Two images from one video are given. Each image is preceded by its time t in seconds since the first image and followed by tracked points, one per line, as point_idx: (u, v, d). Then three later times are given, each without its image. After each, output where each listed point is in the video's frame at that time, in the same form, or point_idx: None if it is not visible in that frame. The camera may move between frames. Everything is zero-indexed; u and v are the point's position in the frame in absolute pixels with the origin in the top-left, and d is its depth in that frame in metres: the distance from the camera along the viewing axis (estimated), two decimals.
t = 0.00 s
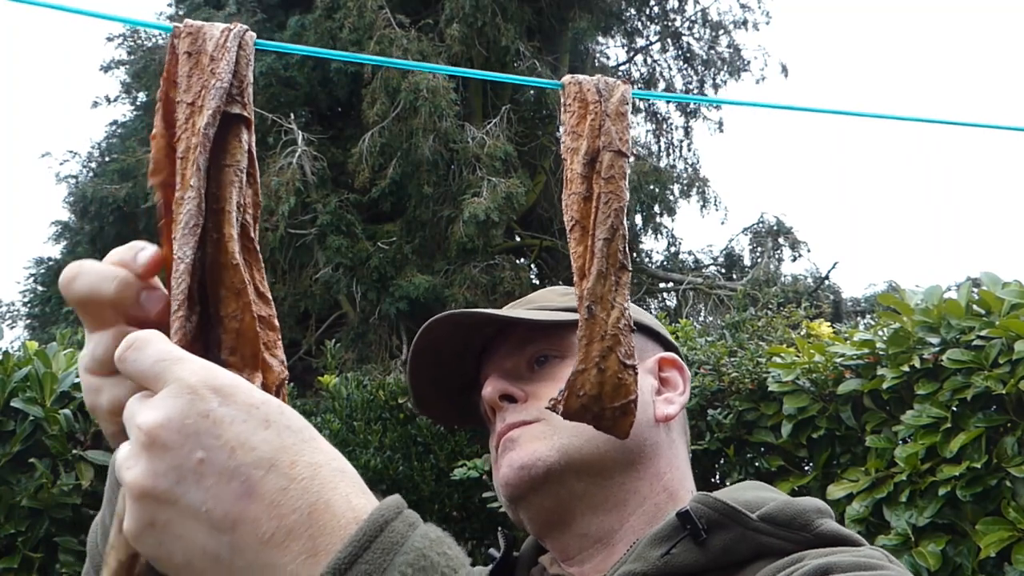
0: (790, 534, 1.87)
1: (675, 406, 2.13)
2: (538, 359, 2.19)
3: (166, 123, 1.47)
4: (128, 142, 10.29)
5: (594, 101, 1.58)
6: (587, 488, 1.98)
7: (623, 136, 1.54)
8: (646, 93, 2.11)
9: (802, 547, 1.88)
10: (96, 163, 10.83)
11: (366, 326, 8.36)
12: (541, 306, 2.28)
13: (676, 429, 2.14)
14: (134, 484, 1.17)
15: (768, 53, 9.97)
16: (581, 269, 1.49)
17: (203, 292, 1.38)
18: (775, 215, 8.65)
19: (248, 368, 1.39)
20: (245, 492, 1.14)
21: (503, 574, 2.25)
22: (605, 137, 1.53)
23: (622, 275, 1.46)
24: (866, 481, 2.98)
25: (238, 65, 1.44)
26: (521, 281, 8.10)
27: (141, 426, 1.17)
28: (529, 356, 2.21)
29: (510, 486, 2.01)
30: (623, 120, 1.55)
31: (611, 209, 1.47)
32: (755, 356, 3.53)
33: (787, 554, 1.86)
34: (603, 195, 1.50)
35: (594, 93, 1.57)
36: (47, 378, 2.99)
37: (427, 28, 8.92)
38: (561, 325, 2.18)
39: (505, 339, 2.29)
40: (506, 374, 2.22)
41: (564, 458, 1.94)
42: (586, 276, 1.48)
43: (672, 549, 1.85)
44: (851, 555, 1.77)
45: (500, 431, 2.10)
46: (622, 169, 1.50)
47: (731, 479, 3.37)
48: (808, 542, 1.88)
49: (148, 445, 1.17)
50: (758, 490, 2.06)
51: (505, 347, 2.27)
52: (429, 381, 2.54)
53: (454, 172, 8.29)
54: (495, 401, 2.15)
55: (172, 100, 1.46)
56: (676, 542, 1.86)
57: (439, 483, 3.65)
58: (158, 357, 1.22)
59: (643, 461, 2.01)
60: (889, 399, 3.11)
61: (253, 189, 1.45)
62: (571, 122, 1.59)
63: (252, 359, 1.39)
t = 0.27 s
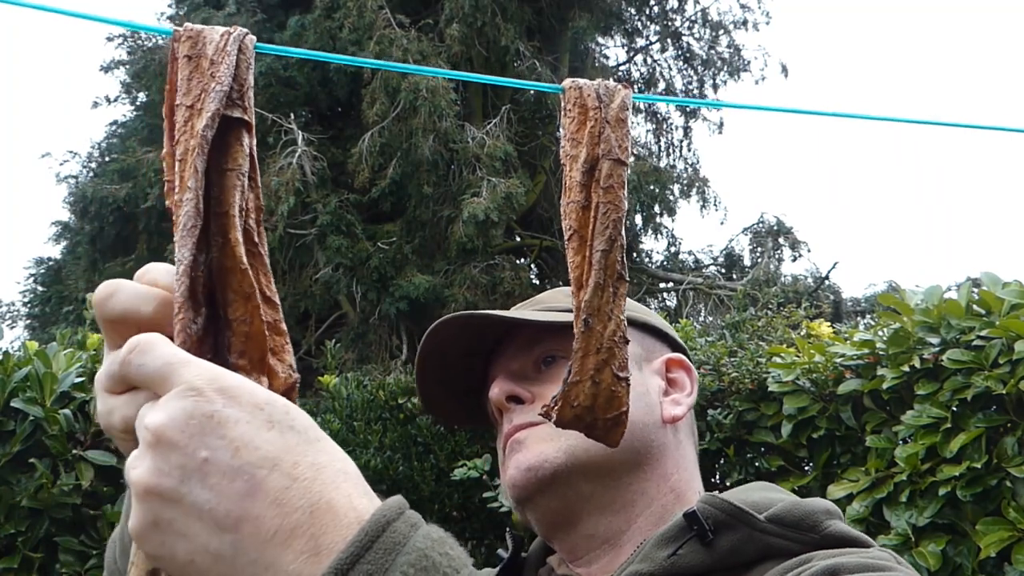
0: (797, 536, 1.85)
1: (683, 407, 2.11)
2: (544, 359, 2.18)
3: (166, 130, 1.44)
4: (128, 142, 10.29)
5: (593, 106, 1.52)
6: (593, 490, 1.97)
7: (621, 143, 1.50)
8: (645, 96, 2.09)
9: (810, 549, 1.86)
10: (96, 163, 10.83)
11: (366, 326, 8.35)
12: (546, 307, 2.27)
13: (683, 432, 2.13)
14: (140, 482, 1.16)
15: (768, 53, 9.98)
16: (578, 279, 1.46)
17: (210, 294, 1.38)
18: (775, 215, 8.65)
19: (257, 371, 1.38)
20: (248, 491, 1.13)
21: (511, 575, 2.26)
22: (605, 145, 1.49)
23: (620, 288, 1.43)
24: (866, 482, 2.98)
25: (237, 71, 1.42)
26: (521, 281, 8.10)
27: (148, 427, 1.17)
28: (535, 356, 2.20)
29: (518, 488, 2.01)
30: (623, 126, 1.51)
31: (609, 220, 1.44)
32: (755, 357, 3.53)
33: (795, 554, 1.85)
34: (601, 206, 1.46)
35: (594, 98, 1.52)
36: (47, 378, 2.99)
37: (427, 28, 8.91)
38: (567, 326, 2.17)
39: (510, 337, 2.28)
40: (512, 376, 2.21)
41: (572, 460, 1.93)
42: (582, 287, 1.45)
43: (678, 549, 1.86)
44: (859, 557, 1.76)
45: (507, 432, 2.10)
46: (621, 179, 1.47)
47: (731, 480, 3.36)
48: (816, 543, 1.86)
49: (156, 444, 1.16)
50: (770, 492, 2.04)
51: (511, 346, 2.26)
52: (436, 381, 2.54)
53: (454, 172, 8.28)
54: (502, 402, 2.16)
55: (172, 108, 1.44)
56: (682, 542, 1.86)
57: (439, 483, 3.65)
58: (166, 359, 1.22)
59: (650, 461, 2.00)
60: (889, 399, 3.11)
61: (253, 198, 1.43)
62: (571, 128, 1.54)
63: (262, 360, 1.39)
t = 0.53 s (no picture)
0: (806, 539, 1.82)
1: (695, 409, 2.08)
2: (556, 358, 2.17)
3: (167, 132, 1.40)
4: (128, 142, 10.29)
5: (593, 101, 1.53)
6: (605, 492, 1.95)
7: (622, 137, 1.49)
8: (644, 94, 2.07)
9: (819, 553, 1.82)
10: (96, 163, 10.84)
11: (366, 326, 8.35)
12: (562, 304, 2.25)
13: (694, 433, 2.10)
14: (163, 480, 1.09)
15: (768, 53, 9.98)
16: (581, 269, 1.45)
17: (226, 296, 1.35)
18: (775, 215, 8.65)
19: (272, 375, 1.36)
20: (275, 495, 1.06)
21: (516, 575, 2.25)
22: (605, 137, 1.49)
23: (623, 278, 1.43)
24: (866, 482, 2.98)
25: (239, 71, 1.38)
26: (522, 281, 8.10)
27: (176, 422, 1.10)
28: (548, 354, 2.18)
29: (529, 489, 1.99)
30: (623, 120, 1.51)
31: (611, 209, 1.44)
32: (755, 357, 3.54)
33: (803, 558, 1.81)
34: (603, 195, 1.45)
35: (594, 93, 1.52)
36: (48, 378, 2.98)
37: (427, 28, 8.92)
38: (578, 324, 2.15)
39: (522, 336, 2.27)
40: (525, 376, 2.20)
41: (581, 463, 1.91)
42: (586, 276, 1.45)
43: (685, 552, 1.82)
44: (867, 561, 1.72)
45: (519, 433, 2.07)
46: (622, 170, 1.46)
47: (731, 480, 3.36)
48: (824, 547, 1.82)
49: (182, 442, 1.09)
50: (776, 496, 2.01)
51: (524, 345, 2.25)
52: (446, 380, 2.52)
53: (454, 172, 8.28)
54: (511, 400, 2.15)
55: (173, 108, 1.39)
56: (689, 545, 1.82)
57: (439, 483, 3.65)
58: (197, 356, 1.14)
59: (660, 463, 1.98)
60: (889, 399, 3.11)
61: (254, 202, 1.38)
62: (571, 122, 1.54)
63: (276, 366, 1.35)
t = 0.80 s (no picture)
0: (819, 548, 1.75)
1: (722, 421, 1.96)
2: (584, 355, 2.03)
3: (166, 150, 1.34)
4: (128, 142, 10.30)
5: (592, 118, 1.42)
6: (625, 499, 1.85)
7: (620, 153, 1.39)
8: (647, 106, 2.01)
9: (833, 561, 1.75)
10: (96, 163, 10.84)
11: (366, 326, 8.35)
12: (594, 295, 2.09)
13: (718, 444, 1.98)
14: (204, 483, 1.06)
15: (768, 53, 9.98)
16: (579, 288, 1.36)
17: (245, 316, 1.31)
18: (775, 215, 8.65)
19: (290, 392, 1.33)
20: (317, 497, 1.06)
21: None
22: (604, 154, 1.38)
23: (620, 297, 1.34)
24: (866, 482, 2.99)
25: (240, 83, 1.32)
26: (521, 281, 8.11)
27: (221, 425, 1.07)
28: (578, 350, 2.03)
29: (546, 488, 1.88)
30: (623, 136, 1.40)
31: (609, 228, 1.34)
32: (755, 357, 3.54)
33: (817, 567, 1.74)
34: (601, 214, 1.36)
35: (593, 109, 1.42)
36: (47, 378, 2.98)
37: (427, 28, 8.91)
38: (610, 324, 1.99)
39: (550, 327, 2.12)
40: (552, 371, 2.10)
41: (603, 471, 1.80)
42: (584, 295, 1.35)
43: (699, 558, 1.76)
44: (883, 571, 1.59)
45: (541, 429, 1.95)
46: (621, 187, 1.36)
47: (731, 480, 3.36)
48: (838, 555, 1.75)
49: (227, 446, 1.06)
50: (787, 502, 1.95)
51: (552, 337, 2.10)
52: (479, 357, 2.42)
53: (454, 173, 8.28)
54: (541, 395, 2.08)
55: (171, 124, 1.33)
56: (702, 551, 1.76)
57: (440, 483, 3.65)
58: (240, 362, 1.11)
59: (683, 473, 1.88)
60: (889, 399, 3.11)
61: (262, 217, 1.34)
62: (570, 138, 1.43)
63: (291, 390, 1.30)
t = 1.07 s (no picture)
0: (830, 556, 1.49)
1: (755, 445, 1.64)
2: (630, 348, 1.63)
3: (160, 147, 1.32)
4: (127, 142, 10.30)
5: (592, 116, 1.39)
6: (644, 514, 1.56)
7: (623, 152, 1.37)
8: (648, 106, 2.00)
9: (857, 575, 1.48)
10: (96, 163, 10.85)
11: (366, 326, 8.34)
12: (642, 280, 1.69)
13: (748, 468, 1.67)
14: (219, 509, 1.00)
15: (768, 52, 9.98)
16: (578, 288, 1.35)
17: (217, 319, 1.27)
18: (775, 215, 8.65)
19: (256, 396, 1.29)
20: (326, 522, 1.07)
21: None
22: (603, 154, 1.36)
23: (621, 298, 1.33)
24: (866, 482, 2.99)
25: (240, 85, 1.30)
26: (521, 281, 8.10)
27: (233, 445, 1.00)
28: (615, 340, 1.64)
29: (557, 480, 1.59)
30: (622, 136, 1.38)
31: (609, 229, 1.33)
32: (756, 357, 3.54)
33: None
34: (600, 214, 1.34)
35: (592, 108, 1.38)
36: (48, 378, 2.98)
37: (427, 28, 8.91)
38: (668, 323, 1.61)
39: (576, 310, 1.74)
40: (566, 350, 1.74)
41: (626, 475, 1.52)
42: (581, 295, 1.35)
43: (710, 565, 1.50)
44: None
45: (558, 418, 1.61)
46: (620, 188, 1.35)
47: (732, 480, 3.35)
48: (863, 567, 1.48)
49: (242, 471, 1.01)
50: (802, 506, 1.68)
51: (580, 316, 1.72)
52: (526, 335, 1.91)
53: (454, 172, 8.27)
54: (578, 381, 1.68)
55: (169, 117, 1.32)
56: (714, 558, 1.50)
57: (439, 483, 3.64)
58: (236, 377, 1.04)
59: (712, 493, 1.59)
60: (889, 399, 3.11)
61: (244, 220, 1.31)
62: (570, 137, 1.40)
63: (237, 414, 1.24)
